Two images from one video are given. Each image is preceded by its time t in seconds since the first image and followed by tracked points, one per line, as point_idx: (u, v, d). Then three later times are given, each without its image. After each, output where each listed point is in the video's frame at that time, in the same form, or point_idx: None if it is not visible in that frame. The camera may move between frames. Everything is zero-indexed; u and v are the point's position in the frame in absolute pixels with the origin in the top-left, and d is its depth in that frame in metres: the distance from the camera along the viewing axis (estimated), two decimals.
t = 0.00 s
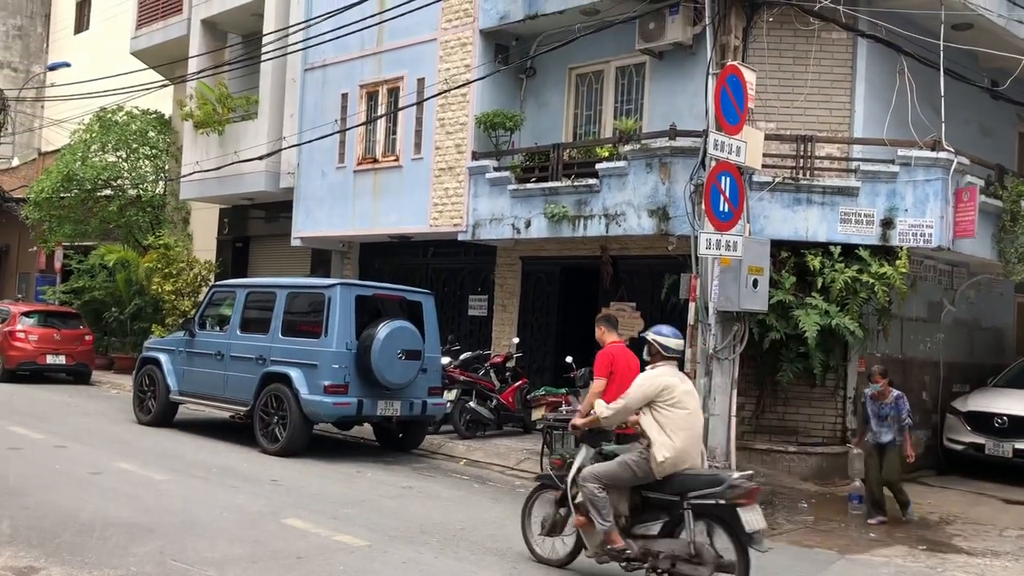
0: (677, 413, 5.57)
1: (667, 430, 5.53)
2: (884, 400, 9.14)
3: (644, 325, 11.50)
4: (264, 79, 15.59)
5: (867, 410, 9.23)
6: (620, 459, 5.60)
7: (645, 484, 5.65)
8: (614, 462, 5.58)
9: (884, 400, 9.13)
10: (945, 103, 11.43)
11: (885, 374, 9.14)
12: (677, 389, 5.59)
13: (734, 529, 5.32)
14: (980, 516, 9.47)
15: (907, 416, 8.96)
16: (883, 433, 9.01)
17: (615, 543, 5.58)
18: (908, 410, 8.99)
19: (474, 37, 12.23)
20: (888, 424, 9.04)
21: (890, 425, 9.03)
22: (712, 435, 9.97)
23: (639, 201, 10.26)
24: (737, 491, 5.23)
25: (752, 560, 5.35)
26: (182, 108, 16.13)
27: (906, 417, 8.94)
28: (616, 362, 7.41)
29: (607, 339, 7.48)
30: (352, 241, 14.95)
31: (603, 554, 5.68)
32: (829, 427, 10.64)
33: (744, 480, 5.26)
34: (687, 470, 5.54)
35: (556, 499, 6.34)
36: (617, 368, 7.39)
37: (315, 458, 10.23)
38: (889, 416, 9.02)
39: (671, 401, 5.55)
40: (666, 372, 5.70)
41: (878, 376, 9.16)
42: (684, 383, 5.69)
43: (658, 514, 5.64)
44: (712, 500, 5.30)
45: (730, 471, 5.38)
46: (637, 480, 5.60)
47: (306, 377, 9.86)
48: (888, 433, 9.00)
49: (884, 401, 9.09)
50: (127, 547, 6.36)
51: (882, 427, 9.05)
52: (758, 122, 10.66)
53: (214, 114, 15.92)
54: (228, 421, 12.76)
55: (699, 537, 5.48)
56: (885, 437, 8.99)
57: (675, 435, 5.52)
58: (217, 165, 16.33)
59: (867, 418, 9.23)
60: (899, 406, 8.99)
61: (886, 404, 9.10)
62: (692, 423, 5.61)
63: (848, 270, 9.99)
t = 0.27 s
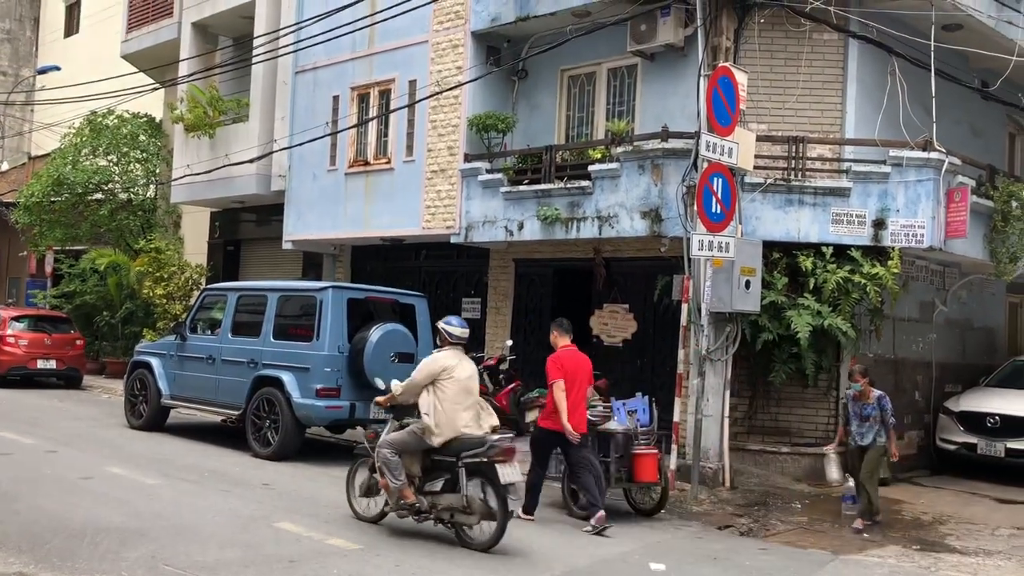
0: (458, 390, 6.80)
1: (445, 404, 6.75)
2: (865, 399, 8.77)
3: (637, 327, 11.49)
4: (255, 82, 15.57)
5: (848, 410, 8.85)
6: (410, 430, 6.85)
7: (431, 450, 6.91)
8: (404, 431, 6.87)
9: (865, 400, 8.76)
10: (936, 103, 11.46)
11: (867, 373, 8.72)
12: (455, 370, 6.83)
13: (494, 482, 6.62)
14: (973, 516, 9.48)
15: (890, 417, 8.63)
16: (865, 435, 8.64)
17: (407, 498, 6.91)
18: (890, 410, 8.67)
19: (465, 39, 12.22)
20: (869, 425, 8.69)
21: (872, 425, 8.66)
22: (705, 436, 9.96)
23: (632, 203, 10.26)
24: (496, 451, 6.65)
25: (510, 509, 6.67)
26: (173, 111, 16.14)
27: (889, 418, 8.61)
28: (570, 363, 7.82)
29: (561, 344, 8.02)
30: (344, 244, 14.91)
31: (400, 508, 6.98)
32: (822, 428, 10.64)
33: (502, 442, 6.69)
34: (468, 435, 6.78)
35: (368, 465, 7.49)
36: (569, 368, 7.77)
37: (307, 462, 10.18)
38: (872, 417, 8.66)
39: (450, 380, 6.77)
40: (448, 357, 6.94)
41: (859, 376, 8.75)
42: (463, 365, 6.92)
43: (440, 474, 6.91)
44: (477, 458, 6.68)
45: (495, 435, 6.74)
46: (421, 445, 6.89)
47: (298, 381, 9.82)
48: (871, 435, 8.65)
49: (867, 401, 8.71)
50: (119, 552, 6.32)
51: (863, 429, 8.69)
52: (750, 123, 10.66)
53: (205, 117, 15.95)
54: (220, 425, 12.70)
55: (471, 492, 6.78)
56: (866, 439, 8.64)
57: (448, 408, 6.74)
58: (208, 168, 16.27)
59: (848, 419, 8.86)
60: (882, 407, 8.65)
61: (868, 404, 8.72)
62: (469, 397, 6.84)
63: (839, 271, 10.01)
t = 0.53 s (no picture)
0: (296, 376, 7.78)
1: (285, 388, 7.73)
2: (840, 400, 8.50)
3: (625, 329, 11.48)
4: (240, 86, 15.49)
5: (823, 410, 8.54)
6: (253, 412, 7.81)
7: (274, 428, 7.90)
8: (247, 413, 7.82)
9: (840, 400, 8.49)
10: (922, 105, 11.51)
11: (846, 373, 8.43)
12: (291, 359, 7.77)
13: (322, 455, 7.67)
14: (961, 516, 9.50)
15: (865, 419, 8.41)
16: (840, 436, 8.38)
17: (252, 471, 7.89)
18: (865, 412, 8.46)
19: (452, 42, 12.21)
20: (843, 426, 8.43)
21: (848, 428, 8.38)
22: (694, 438, 9.95)
23: (619, 205, 10.25)
24: (321, 429, 7.69)
25: (336, 478, 7.74)
26: (158, 116, 16.09)
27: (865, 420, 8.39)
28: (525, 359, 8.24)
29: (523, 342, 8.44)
30: (332, 248, 14.84)
31: (247, 479, 7.98)
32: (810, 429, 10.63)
33: (328, 421, 7.75)
34: (302, 414, 7.80)
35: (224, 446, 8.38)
36: (521, 364, 8.19)
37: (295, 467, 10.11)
38: (849, 419, 8.37)
39: (286, 369, 7.70)
40: (287, 348, 7.87)
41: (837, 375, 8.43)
42: (301, 355, 7.86)
43: (280, 450, 7.93)
44: (308, 436, 7.70)
45: (322, 416, 7.80)
46: (266, 424, 7.87)
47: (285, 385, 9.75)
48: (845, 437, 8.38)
49: (844, 402, 8.42)
50: (104, 558, 6.24)
51: (837, 430, 8.43)
52: (737, 125, 10.68)
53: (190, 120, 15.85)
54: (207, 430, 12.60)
55: (305, 465, 7.82)
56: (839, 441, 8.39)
57: (290, 392, 7.76)
58: (193, 172, 16.17)
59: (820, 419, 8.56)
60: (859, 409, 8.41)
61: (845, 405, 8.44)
62: (306, 382, 7.83)
63: (827, 272, 10.03)
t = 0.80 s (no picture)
0: (175, 371, 8.67)
1: (163, 383, 8.63)
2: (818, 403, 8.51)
3: (616, 335, 11.49)
4: (230, 94, 15.49)
5: (802, 413, 8.55)
6: (138, 404, 8.73)
7: (155, 418, 8.81)
8: (133, 405, 8.73)
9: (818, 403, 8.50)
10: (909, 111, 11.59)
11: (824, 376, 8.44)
12: (171, 357, 8.65)
13: (197, 443, 8.62)
14: (952, 520, 9.52)
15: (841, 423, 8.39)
16: (817, 439, 8.38)
17: (135, 456, 8.82)
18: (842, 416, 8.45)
19: (442, 50, 12.25)
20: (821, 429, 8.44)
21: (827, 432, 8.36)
22: (685, 444, 9.95)
23: (609, 211, 10.28)
24: (194, 418, 8.65)
25: (206, 463, 8.70)
26: (147, 124, 15.97)
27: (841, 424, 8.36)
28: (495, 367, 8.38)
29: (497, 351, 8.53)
30: (322, 256, 14.82)
31: (132, 463, 8.92)
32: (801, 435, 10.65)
33: (199, 412, 8.70)
34: (178, 405, 8.72)
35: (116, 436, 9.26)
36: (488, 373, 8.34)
37: (286, 476, 10.07)
38: (826, 422, 8.37)
39: (166, 366, 8.59)
40: (166, 347, 8.74)
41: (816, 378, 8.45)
42: (180, 353, 8.77)
43: (161, 437, 8.85)
44: (181, 425, 8.64)
45: (194, 406, 8.76)
46: (148, 414, 8.80)
47: (276, 393, 9.71)
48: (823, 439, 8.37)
49: (822, 406, 8.42)
50: (93, 567, 6.20)
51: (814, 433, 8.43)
52: (726, 131, 10.73)
53: (180, 129, 15.84)
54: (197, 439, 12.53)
55: (181, 450, 8.74)
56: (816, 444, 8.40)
57: (169, 385, 8.63)
58: (183, 181, 16.15)
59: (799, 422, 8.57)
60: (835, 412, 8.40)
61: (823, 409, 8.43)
62: (182, 376, 8.70)
63: (816, 278, 10.07)
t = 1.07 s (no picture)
0: (83, 372, 9.53)
1: (69, 384, 9.46)
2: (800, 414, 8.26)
3: (613, 344, 11.45)
4: (225, 104, 15.40)
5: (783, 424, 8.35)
6: (48, 402, 9.51)
7: (64, 416, 9.58)
8: (46, 405, 9.50)
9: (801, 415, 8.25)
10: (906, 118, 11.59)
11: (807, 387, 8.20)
12: (79, 360, 9.50)
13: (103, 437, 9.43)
14: (953, 528, 9.46)
15: (819, 436, 8.10)
16: (797, 452, 8.17)
17: (45, 450, 9.55)
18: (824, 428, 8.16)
19: (438, 58, 12.24)
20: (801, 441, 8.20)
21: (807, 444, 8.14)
22: (684, 453, 9.90)
23: (606, 219, 10.25)
24: (97, 416, 9.49)
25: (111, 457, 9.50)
26: (143, 134, 15.91)
27: (820, 437, 8.09)
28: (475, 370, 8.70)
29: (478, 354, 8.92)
30: (318, 266, 14.77)
31: (44, 458, 9.65)
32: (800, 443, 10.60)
33: (103, 409, 9.55)
34: (83, 405, 9.54)
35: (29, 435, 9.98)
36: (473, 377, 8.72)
37: (282, 487, 9.98)
38: (807, 434, 8.15)
39: (73, 368, 9.44)
40: (74, 352, 9.58)
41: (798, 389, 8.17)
42: (86, 357, 9.59)
43: (70, 433, 9.60)
44: (85, 422, 9.46)
45: (99, 405, 9.58)
46: (59, 412, 9.56)
47: (271, 403, 9.64)
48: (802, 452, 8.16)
49: (803, 417, 8.20)
50: None
51: (794, 446, 8.21)
52: (723, 138, 10.72)
53: (175, 140, 15.80)
54: (192, 451, 12.44)
55: (86, 445, 9.53)
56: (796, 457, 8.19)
57: (76, 386, 9.47)
58: (178, 191, 16.10)
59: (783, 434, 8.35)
60: (815, 424, 8.12)
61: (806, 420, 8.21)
62: (88, 379, 9.55)
63: (815, 285, 10.04)
